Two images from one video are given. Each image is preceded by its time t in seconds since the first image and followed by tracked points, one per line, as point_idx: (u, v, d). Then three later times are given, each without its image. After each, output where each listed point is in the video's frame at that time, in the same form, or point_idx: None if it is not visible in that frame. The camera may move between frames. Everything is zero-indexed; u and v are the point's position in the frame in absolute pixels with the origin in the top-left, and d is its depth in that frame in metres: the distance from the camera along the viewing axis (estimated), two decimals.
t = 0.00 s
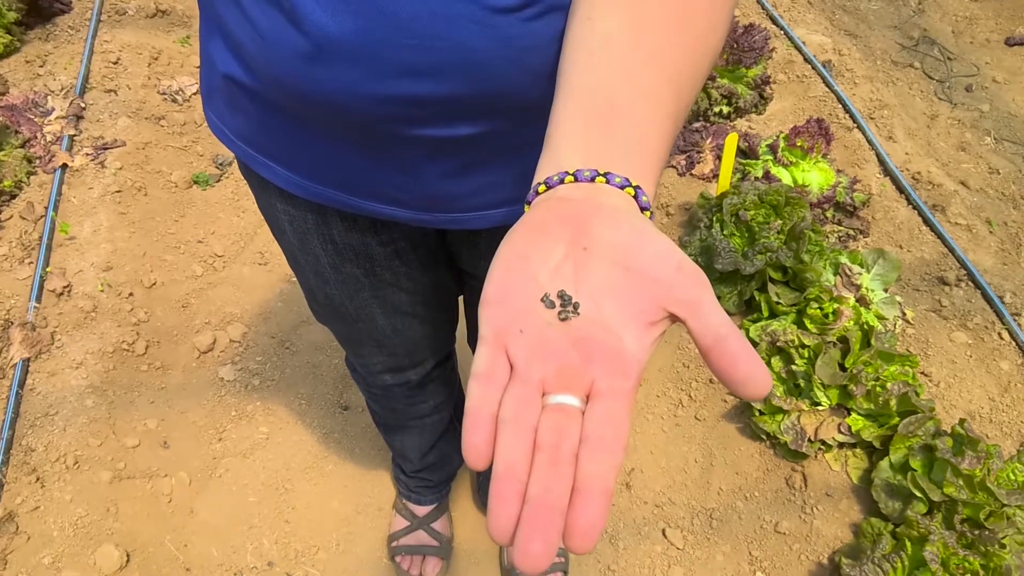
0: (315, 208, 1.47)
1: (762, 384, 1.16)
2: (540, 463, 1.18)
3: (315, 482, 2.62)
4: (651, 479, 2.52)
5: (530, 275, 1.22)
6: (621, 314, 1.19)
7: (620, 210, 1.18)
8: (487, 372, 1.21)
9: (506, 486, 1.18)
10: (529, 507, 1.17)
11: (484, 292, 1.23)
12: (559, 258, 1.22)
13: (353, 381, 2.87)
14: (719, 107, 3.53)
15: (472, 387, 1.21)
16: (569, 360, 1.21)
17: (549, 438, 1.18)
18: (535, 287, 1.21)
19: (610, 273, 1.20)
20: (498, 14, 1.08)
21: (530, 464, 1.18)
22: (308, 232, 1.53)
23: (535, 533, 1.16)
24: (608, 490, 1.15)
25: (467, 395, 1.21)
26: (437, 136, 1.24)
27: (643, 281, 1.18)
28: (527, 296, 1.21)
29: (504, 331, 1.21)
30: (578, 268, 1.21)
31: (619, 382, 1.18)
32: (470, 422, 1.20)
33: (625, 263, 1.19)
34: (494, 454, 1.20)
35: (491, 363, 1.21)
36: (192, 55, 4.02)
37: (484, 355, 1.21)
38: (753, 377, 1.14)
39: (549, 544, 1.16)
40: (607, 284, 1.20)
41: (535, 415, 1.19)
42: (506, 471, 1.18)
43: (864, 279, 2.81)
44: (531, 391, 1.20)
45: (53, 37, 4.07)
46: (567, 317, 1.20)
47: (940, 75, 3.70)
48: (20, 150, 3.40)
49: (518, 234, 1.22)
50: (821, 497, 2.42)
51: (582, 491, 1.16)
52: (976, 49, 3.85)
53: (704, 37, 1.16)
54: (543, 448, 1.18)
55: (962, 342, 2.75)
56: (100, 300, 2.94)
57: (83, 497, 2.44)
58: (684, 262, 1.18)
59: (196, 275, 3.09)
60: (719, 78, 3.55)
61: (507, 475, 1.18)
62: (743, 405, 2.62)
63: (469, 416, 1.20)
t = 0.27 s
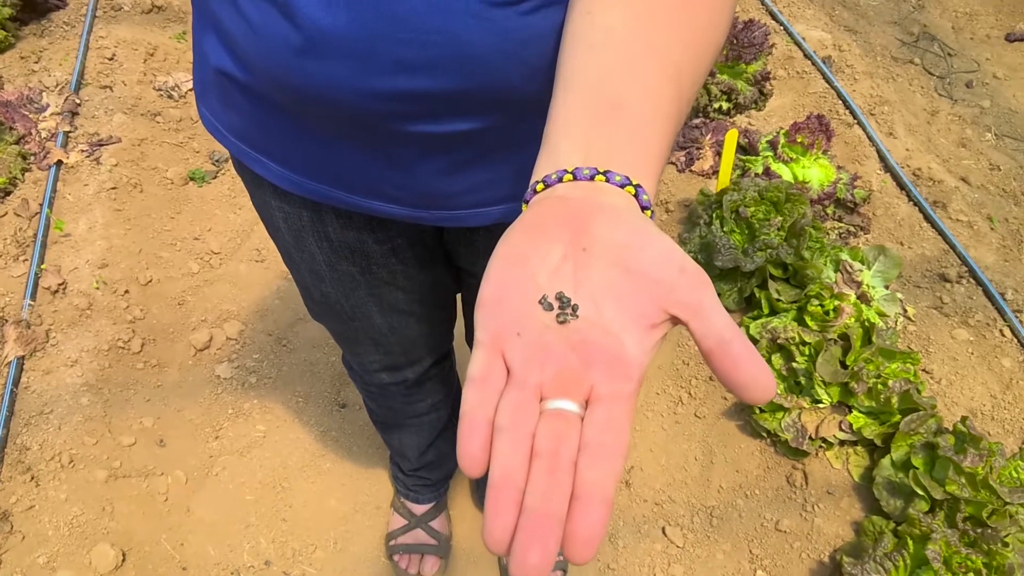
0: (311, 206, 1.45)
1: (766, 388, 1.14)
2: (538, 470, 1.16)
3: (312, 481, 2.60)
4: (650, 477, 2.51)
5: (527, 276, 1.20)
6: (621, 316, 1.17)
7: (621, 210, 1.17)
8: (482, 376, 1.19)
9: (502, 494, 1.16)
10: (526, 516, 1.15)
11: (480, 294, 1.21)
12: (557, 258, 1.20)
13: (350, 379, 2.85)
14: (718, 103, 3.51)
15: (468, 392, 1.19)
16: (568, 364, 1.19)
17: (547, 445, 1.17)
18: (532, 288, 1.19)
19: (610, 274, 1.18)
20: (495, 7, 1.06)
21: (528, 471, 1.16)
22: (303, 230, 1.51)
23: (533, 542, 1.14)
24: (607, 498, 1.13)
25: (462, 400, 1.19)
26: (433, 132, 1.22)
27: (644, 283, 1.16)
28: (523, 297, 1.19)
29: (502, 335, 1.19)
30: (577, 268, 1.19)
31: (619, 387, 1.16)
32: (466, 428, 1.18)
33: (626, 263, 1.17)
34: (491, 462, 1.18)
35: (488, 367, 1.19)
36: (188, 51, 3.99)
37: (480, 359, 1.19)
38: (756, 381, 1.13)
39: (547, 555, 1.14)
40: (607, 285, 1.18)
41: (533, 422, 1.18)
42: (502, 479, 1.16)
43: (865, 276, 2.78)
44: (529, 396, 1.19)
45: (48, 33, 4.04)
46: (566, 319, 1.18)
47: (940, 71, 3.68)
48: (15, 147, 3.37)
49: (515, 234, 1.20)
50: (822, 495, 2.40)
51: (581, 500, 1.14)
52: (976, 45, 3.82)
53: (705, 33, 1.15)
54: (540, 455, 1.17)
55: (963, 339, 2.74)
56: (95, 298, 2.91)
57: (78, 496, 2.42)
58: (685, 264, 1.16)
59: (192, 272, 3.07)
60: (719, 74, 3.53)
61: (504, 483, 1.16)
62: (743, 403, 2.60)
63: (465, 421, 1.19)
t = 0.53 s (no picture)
0: (305, 195, 1.43)
1: (775, 379, 1.12)
2: (539, 468, 1.14)
3: (313, 473, 2.59)
4: (652, 467, 2.49)
5: (527, 266, 1.18)
6: (624, 308, 1.16)
7: (622, 195, 1.15)
8: (481, 370, 1.16)
9: (501, 492, 1.14)
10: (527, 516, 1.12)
11: (477, 285, 1.18)
12: (557, 248, 1.19)
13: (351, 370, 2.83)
14: (721, 89, 3.47)
15: (466, 387, 1.17)
16: (569, 357, 1.18)
17: (549, 441, 1.15)
18: (532, 279, 1.17)
19: (612, 263, 1.17)
20: None
21: (528, 469, 1.14)
22: (297, 220, 1.48)
23: (534, 542, 1.11)
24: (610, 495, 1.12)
25: (460, 395, 1.17)
26: (429, 118, 1.19)
27: (648, 273, 1.15)
28: (523, 288, 1.17)
29: (500, 327, 1.17)
30: (578, 257, 1.18)
31: (623, 380, 1.15)
32: (464, 424, 1.16)
33: (628, 252, 1.15)
34: (490, 460, 1.16)
35: (486, 361, 1.16)
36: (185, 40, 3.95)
37: (478, 352, 1.16)
38: (767, 371, 1.11)
39: (548, 556, 1.11)
40: (608, 275, 1.17)
41: (533, 418, 1.16)
42: (501, 478, 1.14)
43: (869, 263, 2.75)
44: (528, 390, 1.16)
45: (43, 23, 3.99)
46: (566, 311, 1.17)
47: (945, 55, 3.63)
48: (11, 138, 3.34)
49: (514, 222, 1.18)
50: (826, 485, 2.38)
51: (583, 498, 1.12)
52: (981, 29, 3.77)
53: (705, 13, 1.13)
54: (541, 452, 1.15)
55: (968, 327, 2.71)
56: (93, 290, 2.89)
57: (77, 489, 2.42)
58: (690, 251, 1.15)
59: (190, 263, 3.04)
60: (721, 59, 3.49)
61: (504, 482, 1.14)
62: (746, 392, 2.58)
63: (464, 417, 1.16)
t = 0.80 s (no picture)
0: (298, 190, 1.39)
1: (784, 377, 1.10)
2: (540, 473, 1.12)
3: (309, 472, 2.55)
4: (652, 466, 2.46)
5: (527, 263, 1.17)
6: (628, 306, 1.15)
7: (625, 188, 1.14)
8: (480, 370, 1.15)
9: (501, 499, 1.11)
10: (528, 523, 1.09)
11: (475, 284, 1.17)
12: (558, 244, 1.18)
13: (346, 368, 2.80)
14: (721, 84, 3.44)
15: (464, 389, 1.14)
16: (570, 357, 1.16)
17: (550, 445, 1.12)
18: (531, 277, 1.16)
19: (615, 259, 1.15)
20: None
21: (529, 474, 1.12)
22: (290, 215, 1.45)
23: (535, 551, 1.08)
24: (615, 501, 1.09)
25: (458, 397, 1.14)
26: (425, 110, 1.16)
27: (650, 271, 1.14)
28: (523, 286, 1.16)
29: (500, 327, 1.15)
30: (579, 251, 1.17)
31: (628, 380, 1.13)
32: (461, 428, 1.13)
33: (631, 248, 1.15)
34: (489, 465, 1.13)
35: (485, 362, 1.15)
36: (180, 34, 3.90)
37: (477, 352, 1.15)
38: (776, 372, 1.09)
39: (550, 565, 1.08)
40: (610, 271, 1.16)
41: (534, 420, 1.14)
42: (501, 485, 1.11)
43: (871, 260, 2.72)
44: (529, 392, 1.14)
45: (36, 16, 3.94)
46: (568, 309, 1.16)
47: (947, 50, 3.60)
48: (3, 133, 3.30)
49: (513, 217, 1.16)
50: (828, 484, 2.35)
51: (587, 505, 1.09)
52: (983, 24, 3.74)
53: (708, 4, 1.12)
54: (542, 456, 1.12)
55: (971, 324, 2.68)
56: (86, 287, 2.86)
57: (69, 488, 2.38)
58: (696, 246, 1.14)
59: (184, 260, 3.01)
60: (721, 54, 3.45)
61: (504, 489, 1.11)
62: (747, 390, 2.55)
63: (461, 421, 1.13)
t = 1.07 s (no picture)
0: (292, 181, 1.37)
1: (797, 378, 1.09)
2: (539, 478, 1.09)
3: (305, 466, 2.53)
4: (651, 461, 2.44)
5: (526, 257, 1.16)
6: (630, 304, 1.14)
7: (628, 179, 1.14)
8: (477, 370, 1.14)
9: (498, 502, 1.08)
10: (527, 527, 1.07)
11: (472, 280, 1.15)
12: (558, 237, 1.17)
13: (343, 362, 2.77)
14: (721, 75, 3.40)
15: (460, 389, 1.13)
16: (570, 357, 1.15)
17: (549, 447, 1.11)
18: (530, 275, 1.15)
19: (618, 253, 1.14)
20: None
21: (528, 479, 1.09)
22: (284, 207, 1.42)
23: (535, 558, 1.05)
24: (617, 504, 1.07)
25: (454, 398, 1.13)
26: (421, 99, 1.13)
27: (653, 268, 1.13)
28: (521, 284, 1.15)
29: (497, 324, 1.14)
30: (579, 246, 1.17)
31: (630, 381, 1.12)
32: (457, 429, 1.11)
33: (633, 244, 1.13)
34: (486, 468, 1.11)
35: (481, 360, 1.14)
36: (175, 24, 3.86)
37: (474, 350, 1.14)
38: (787, 370, 1.08)
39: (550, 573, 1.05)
40: (612, 267, 1.15)
41: (533, 422, 1.12)
42: (498, 488, 1.08)
43: (873, 253, 2.69)
44: (527, 392, 1.13)
45: (29, 5, 3.88)
46: (568, 306, 1.16)
47: (949, 42, 3.56)
48: None
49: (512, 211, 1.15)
50: (829, 479, 2.33)
51: (588, 508, 1.07)
52: (986, 15, 3.70)
53: None
54: (541, 458, 1.10)
55: (974, 318, 2.66)
56: (80, 279, 2.83)
57: (63, 483, 2.36)
58: (701, 240, 1.13)
59: (180, 252, 2.97)
60: (722, 45, 3.41)
61: (502, 492, 1.08)
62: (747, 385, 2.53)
63: (456, 422, 1.12)
